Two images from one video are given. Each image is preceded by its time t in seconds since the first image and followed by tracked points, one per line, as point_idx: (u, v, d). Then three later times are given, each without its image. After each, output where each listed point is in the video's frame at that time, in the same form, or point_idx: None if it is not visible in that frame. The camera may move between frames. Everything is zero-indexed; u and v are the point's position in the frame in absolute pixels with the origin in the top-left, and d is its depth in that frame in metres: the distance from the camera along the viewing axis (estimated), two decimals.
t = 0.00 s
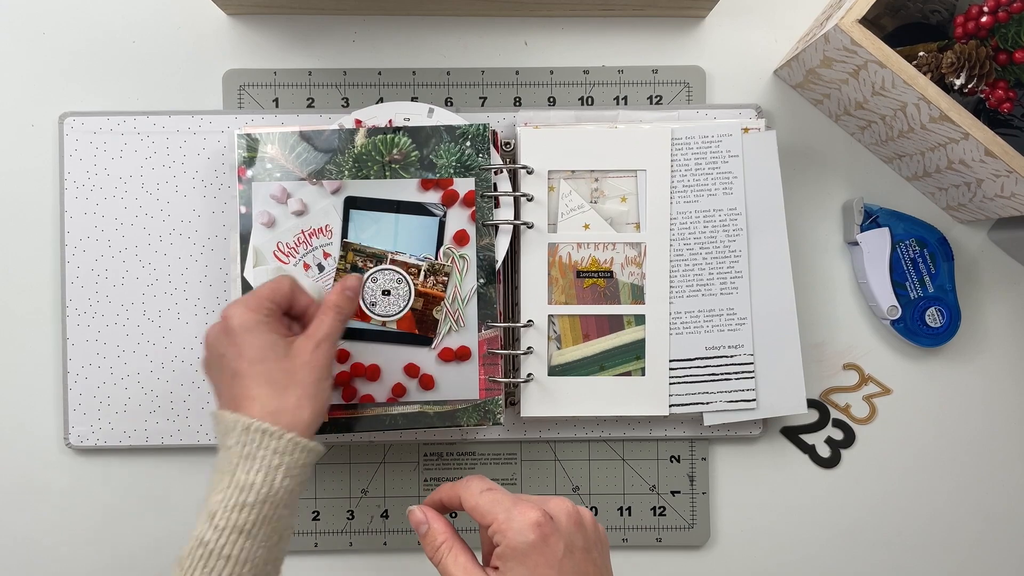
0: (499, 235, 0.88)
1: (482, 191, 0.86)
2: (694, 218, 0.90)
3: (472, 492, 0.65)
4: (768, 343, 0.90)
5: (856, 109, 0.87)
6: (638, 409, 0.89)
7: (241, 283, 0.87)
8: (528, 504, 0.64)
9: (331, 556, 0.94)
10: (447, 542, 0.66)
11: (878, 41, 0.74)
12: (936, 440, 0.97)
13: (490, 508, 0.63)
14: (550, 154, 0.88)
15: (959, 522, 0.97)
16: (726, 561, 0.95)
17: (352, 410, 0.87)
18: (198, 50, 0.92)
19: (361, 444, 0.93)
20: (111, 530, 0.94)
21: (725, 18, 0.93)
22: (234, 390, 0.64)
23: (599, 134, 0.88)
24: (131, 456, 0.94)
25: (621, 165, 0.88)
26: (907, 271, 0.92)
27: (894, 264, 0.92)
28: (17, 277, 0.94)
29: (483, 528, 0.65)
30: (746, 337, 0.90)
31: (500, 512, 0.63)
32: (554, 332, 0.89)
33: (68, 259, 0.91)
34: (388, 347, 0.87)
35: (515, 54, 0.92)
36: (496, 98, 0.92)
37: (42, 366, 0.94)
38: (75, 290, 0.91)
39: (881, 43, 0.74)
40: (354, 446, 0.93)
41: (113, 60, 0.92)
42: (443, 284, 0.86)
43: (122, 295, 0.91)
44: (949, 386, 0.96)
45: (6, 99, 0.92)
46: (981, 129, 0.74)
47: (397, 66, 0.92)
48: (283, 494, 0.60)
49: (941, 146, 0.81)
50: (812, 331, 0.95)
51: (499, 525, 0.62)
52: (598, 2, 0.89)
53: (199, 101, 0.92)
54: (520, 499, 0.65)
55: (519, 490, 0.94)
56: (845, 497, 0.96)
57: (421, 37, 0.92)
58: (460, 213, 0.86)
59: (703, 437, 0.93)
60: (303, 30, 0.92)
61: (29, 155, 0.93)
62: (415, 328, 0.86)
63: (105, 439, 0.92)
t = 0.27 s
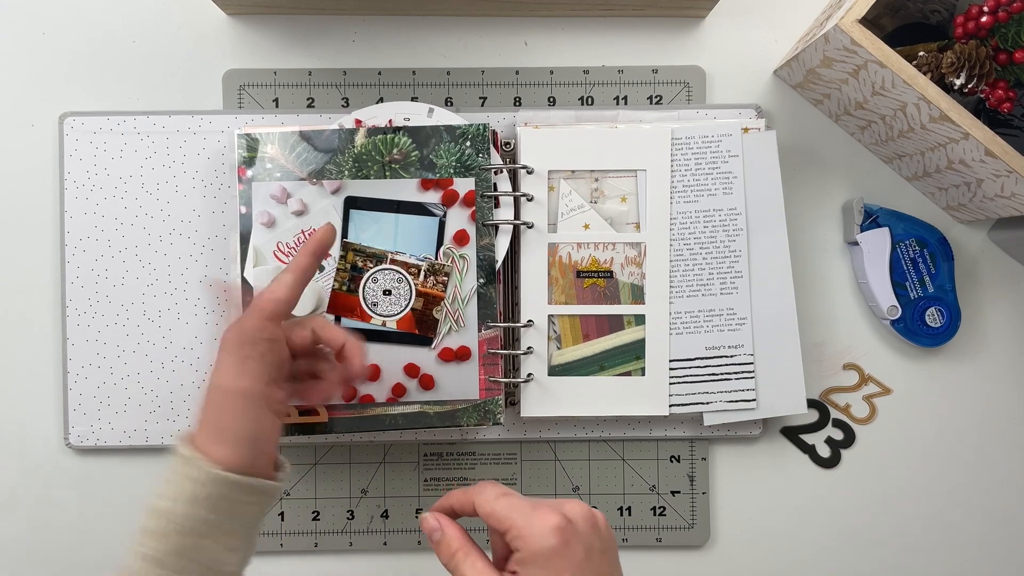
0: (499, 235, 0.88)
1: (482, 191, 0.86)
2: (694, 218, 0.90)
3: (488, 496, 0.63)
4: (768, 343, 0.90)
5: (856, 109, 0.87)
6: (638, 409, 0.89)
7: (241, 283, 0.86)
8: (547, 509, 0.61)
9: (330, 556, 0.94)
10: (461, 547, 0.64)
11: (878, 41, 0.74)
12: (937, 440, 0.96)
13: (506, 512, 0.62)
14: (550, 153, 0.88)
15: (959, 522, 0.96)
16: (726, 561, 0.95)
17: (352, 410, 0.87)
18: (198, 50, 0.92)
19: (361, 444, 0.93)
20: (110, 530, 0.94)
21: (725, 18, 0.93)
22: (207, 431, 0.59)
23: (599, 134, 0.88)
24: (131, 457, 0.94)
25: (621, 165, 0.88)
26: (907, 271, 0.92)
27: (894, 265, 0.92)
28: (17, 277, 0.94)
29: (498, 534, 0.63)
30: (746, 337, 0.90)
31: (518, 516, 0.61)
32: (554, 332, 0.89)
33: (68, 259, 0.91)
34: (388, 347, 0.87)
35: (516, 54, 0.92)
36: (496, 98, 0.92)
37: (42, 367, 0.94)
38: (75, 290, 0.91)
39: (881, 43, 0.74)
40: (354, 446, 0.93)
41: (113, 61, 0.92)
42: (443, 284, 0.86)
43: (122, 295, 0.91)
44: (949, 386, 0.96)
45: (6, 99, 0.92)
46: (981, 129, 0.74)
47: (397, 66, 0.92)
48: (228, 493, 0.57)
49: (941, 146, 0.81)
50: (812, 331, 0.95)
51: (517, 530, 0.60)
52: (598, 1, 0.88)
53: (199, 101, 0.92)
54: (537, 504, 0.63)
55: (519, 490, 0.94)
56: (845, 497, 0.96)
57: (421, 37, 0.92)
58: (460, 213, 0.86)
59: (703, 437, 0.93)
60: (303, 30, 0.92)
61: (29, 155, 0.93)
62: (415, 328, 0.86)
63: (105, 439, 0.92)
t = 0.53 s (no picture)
0: (499, 235, 0.88)
1: (482, 191, 0.86)
2: (694, 218, 0.90)
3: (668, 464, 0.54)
4: (768, 343, 0.90)
5: (856, 109, 0.87)
6: (639, 409, 0.89)
7: (241, 284, 0.86)
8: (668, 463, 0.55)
9: (330, 556, 0.94)
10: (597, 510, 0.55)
11: (878, 41, 0.74)
12: (936, 440, 0.96)
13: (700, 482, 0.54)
14: (550, 153, 0.88)
15: (959, 522, 0.96)
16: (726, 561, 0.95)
17: (352, 410, 0.87)
18: (198, 51, 0.92)
19: (361, 444, 0.93)
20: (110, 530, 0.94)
21: (725, 18, 0.93)
22: (128, 491, 0.49)
23: (599, 134, 0.88)
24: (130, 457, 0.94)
25: (621, 165, 0.88)
26: (907, 271, 0.91)
27: (894, 265, 0.92)
28: (17, 277, 0.94)
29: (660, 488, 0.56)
30: (746, 337, 0.90)
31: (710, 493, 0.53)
32: (554, 332, 0.89)
33: (68, 259, 0.91)
34: (388, 347, 0.87)
35: (516, 54, 0.92)
36: (496, 98, 0.92)
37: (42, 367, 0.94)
38: (75, 291, 0.91)
39: (881, 43, 0.74)
40: (354, 446, 0.93)
41: (113, 61, 0.92)
42: (443, 284, 0.86)
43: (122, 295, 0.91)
44: (949, 386, 0.96)
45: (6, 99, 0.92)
46: (981, 129, 0.74)
47: (397, 66, 0.92)
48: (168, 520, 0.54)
49: (941, 146, 0.81)
50: (812, 331, 0.95)
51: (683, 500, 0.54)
52: (598, 1, 0.88)
53: (199, 101, 0.92)
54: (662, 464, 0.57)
55: (519, 490, 0.94)
56: (845, 497, 0.96)
57: (420, 37, 0.92)
58: (460, 213, 0.86)
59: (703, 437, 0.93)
60: (303, 30, 0.92)
61: (29, 155, 0.93)
62: (415, 328, 0.86)
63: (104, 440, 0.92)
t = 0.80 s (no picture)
0: (499, 235, 0.88)
1: (482, 191, 0.86)
2: (695, 218, 0.90)
3: (761, 424, 0.64)
4: (768, 343, 0.90)
5: (856, 109, 0.87)
6: (639, 409, 0.89)
7: (241, 284, 0.86)
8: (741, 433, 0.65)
9: (330, 556, 0.94)
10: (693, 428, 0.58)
11: (878, 41, 0.74)
12: (937, 440, 0.97)
13: (791, 456, 0.60)
14: (551, 154, 0.88)
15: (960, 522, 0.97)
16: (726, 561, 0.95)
17: (352, 410, 0.87)
18: (198, 51, 0.92)
19: (361, 444, 0.93)
20: (110, 530, 0.94)
21: (725, 18, 0.93)
22: None
23: (599, 134, 0.87)
24: (131, 457, 0.94)
25: (621, 165, 0.88)
26: (907, 271, 0.91)
27: (894, 265, 0.92)
28: (17, 277, 0.94)
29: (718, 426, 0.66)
30: (746, 337, 0.90)
31: (797, 467, 0.58)
32: (554, 332, 0.89)
33: (68, 259, 0.91)
34: (388, 347, 0.87)
35: (516, 54, 0.92)
36: (496, 98, 0.92)
37: (42, 367, 0.94)
38: (75, 290, 0.91)
39: (881, 43, 0.74)
40: (354, 446, 0.93)
41: (113, 61, 0.92)
42: (444, 284, 0.86)
43: (122, 295, 0.91)
44: (949, 386, 0.96)
45: (6, 99, 0.92)
46: (981, 129, 0.74)
47: (397, 66, 0.92)
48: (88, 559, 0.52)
49: (941, 146, 0.81)
50: (813, 331, 0.95)
51: (772, 460, 0.60)
52: (598, 1, 0.88)
53: (199, 101, 0.92)
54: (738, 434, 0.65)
55: (519, 490, 0.94)
56: (845, 497, 0.96)
57: (421, 37, 0.92)
58: (460, 213, 0.86)
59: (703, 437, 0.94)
60: (303, 30, 0.92)
61: (29, 155, 0.93)
62: (415, 328, 0.86)
63: (105, 439, 0.92)
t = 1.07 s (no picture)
0: (499, 235, 0.88)
1: (482, 191, 0.86)
2: (695, 218, 0.90)
3: (796, 402, 0.71)
4: (769, 343, 0.90)
5: (856, 109, 0.87)
6: (639, 409, 0.89)
7: (241, 284, 0.86)
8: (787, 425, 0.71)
9: (330, 556, 0.94)
10: (722, 404, 0.71)
11: (878, 41, 0.74)
12: (937, 440, 0.97)
13: (815, 431, 0.69)
14: (551, 154, 0.88)
15: (960, 522, 0.97)
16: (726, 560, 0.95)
17: (352, 410, 0.87)
18: (198, 51, 0.92)
19: (361, 444, 0.93)
20: (110, 530, 0.94)
21: (726, 18, 0.93)
22: None
23: (600, 134, 0.87)
24: (131, 457, 0.94)
25: (621, 165, 0.88)
26: (907, 271, 0.91)
27: (894, 265, 0.92)
28: (17, 276, 0.94)
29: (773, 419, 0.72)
30: (746, 337, 0.90)
31: (821, 440, 0.67)
32: (554, 332, 0.89)
33: (68, 259, 0.91)
34: (388, 347, 0.87)
35: (516, 54, 0.92)
36: (496, 98, 0.92)
37: (42, 367, 0.94)
38: (75, 290, 0.91)
39: (881, 43, 0.74)
40: (354, 446, 0.93)
41: (113, 61, 0.92)
42: (444, 284, 0.86)
43: (122, 295, 0.91)
44: (949, 387, 0.96)
45: (6, 99, 0.92)
46: (981, 129, 0.74)
47: (397, 66, 0.92)
48: None
49: (941, 146, 0.81)
50: (813, 331, 0.95)
51: (796, 435, 0.68)
52: (598, 2, 0.88)
53: (199, 101, 0.92)
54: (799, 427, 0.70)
55: (519, 490, 0.94)
56: (845, 497, 0.96)
57: (421, 37, 0.92)
58: (460, 213, 0.86)
59: (703, 437, 0.94)
60: (303, 30, 0.92)
61: (29, 155, 0.93)
62: (415, 328, 0.86)
63: (105, 439, 0.92)
